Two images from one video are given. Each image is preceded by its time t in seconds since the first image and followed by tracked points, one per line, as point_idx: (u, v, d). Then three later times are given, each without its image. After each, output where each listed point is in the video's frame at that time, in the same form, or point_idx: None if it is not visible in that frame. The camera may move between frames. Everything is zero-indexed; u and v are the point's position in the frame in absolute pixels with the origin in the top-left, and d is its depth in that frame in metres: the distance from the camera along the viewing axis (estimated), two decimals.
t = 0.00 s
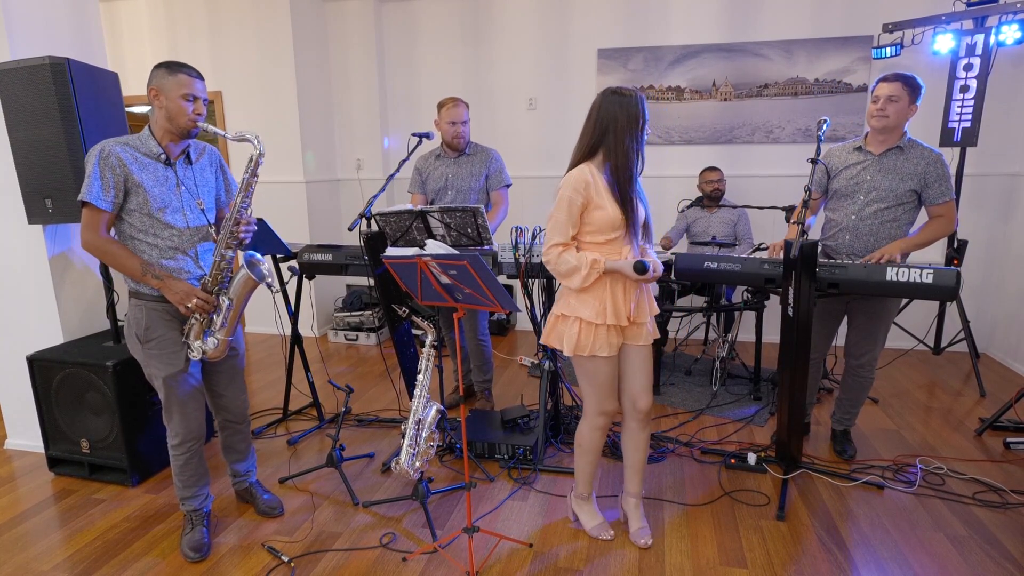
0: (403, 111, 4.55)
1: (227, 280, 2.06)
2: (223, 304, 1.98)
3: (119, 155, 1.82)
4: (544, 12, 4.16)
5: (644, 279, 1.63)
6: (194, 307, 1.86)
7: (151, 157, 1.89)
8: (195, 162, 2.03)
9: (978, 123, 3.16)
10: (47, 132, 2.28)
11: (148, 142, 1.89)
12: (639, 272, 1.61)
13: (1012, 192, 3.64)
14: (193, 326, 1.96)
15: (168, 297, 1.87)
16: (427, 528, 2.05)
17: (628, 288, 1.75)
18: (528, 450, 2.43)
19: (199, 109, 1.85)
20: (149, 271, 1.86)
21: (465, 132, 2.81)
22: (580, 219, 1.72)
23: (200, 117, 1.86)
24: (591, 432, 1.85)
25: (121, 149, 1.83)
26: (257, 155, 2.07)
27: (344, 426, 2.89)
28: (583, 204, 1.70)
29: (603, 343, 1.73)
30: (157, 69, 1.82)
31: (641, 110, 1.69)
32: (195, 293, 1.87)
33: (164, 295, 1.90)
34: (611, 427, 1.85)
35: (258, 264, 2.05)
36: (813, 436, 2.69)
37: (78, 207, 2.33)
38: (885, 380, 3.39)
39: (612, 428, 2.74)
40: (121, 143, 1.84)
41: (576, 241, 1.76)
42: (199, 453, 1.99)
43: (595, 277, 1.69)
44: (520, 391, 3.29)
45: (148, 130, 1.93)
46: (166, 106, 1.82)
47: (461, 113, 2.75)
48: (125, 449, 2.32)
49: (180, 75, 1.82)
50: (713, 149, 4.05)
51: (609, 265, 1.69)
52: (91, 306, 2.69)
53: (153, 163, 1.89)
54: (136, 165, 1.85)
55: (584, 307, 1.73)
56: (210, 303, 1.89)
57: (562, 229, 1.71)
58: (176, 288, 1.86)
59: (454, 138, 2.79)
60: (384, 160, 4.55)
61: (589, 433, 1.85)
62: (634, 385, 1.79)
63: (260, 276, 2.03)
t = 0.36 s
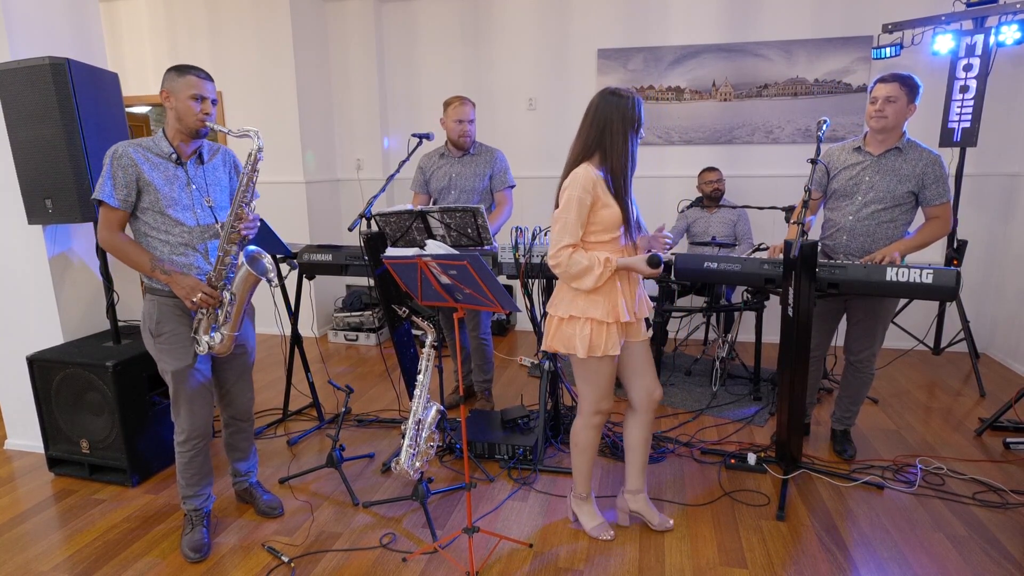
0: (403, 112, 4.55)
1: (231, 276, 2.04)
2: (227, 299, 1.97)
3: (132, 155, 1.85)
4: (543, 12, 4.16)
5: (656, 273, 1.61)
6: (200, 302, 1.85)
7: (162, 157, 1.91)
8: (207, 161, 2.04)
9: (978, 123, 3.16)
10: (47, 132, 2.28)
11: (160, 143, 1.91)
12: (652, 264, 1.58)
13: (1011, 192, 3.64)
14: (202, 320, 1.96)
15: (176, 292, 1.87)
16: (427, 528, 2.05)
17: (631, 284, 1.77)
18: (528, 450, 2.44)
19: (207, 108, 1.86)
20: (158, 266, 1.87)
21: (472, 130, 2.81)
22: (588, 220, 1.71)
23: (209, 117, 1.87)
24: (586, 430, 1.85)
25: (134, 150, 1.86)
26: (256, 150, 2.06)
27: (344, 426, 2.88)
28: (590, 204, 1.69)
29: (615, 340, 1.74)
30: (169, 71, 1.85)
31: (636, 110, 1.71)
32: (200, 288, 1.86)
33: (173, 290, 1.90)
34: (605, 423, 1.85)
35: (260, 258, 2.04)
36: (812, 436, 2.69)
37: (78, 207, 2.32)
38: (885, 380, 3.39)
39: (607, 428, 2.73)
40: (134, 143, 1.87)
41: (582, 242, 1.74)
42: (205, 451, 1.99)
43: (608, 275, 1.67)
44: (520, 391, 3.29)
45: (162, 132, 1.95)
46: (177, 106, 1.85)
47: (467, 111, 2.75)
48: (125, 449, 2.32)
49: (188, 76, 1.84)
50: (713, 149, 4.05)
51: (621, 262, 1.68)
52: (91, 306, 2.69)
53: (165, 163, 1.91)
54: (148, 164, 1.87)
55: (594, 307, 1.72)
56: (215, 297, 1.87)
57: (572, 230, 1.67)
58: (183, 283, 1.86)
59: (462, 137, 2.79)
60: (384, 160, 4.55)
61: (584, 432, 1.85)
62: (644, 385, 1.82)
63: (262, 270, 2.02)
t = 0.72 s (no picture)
0: (403, 112, 4.55)
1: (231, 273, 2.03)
2: (226, 296, 1.95)
3: (139, 157, 1.87)
4: (543, 12, 4.16)
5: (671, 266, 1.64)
6: (202, 297, 1.85)
7: (169, 158, 1.92)
8: (215, 161, 2.04)
9: (978, 123, 3.16)
10: (46, 132, 2.28)
11: (168, 144, 1.93)
12: (669, 258, 1.61)
13: (1011, 192, 3.64)
14: (206, 317, 1.96)
15: (180, 288, 1.88)
16: (427, 528, 2.05)
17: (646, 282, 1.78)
18: (528, 451, 2.44)
19: (208, 109, 1.87)
20: (164, 264, 1.88)
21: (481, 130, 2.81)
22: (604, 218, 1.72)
23: (211, 118, 1.87)
24: (595, 427, 1.85)
25: (142, 152, 1.88)
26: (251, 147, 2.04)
27: (344, 426, 2.88)
28: (607, 201, 1.70)
29: (631, 336, 1.74)
30: (173, 74, 1.86)
31: (647, 111, 1.71)
32: (201, 284, 1.87)
33: (177, 287, 1.91)
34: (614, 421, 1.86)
35: (259, 254, 2.01)
36: (812, 436, 2.69)
37: (78, 208, 2.32)
38: (885, 380, 3.39)
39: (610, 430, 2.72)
40: (141, 145, 1.89)
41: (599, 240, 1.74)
42: (207, 448, 1.98)
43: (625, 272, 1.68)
44: (520, 391, 3.29)
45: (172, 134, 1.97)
46: (180, 108, 1.86)
47: (477, 110, 2.75)
48: (125, 450, 2.32)
49: (190, 77, 1.85)
50: (713, 149, 4.05)
51: (638, 258, 1.69)
52: (91, 307, 2.69)
53: (172, 163, 1.92)
54: (155, 165, 1.89)
55: (610, 304, 1.73)
56: (214, 294, 1.87)
57: (589, 227, 1.68)
58: (185, 279, 1.86)
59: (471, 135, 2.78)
60: (384, 160, 4.55)
61: (593, 430, 1.85)
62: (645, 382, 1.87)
63: (258, 268, 1.99)
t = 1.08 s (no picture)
0: (403, 112, 4.55)
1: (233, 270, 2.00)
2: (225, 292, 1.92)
3: (146, 160, 1.89)
4: (543, 12, 4.17)
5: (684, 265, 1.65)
6: (202, 295, 1.86)
7: (175, 159, 1.93)
8: (222, 161, 2.03)
9: (977, 123, 3.16)
10: (46, 132, 2.28)
11: (174, 146, 1.94)
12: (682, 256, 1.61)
13: (1011, 192, 3.64)
14: (211, 314, 1.94)
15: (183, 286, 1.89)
16: (426, 528, 2.05)
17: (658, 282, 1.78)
18: (528, 451, 2.43)
19: (208, 109, 1.86)
20: (169, 263, 1.90)
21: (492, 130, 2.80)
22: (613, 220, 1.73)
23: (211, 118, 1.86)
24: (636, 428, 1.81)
25: (149, 155, 1.90)
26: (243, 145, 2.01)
27: (344, 426, 2.88)
28: (617, 203, 1.70)
29: (648, 333, 1.76)
30: (177, 77, 1.88)
31: (661, 112, 1.70)
32: (202, 283, 1.86)
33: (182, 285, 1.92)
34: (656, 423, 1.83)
35: (251, 249, 1.94)
36: (812, 436, 2.69)
37: (77, 208, 2.32)
38: (885, 380, 3.39)
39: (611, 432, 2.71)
40: (149, 148, 1.91)
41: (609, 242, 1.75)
42: (208, 446, 1.98)
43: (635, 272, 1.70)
44: (520, 391, 3.29)
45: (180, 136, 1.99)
46: (183, 110, 1.87)
47: (486, 108, 2.74)
48: (124, 450, 2.32)
49: (190, 79, 1.85)
50: (713, 149, 4.05)
51: (648, 259, 1.70)
52: (91, 306, 2.69)
53: (178, 165, 1.93)
54: (161, 168, 1.91)
55: (624, 302, 1.74)
56: (214, 293, 1.87)
57: (600, 228, 1.69)
58: (188, 277, 1.87)
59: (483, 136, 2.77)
60: (383, 160, 4.56)
61: (634, 430, 1.82)
62: (651, 394, 1.78)
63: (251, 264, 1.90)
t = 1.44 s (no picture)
0: (402, 112, 4.55)
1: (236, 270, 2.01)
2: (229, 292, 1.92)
3: (155, 160, 1.90)
4: (543, 12, 4.16)
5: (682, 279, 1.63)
6: (204, 295, 1.86)
7: (183, 160, 1.94)
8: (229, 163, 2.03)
9: (977, 123, 3.16)
10: (45, 133, 2.28)
11: (183, 147, 1.95)
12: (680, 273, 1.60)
13: (1011, 193, 3.64)
14: (214, 312, 1.94)
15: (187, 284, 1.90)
16: (426, 529, 2.05)
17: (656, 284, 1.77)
18: (528, 451, 2.43)
19: (217, 111, 1.87)
20: (175, 262, 1.90)
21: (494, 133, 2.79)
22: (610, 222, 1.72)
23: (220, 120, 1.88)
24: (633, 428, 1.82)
25: (158, 156, 1.91)
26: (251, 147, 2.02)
27: (344, 427, 2.88)
28: (615, 205, 1.70)
29: (642, 335, 1.75)
30: (188, 81, 1.89)
31: (663, 115, 1.70)
32: (205, 282, 1.87)
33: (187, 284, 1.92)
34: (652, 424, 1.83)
35: (252, 248, 1.93)
36: (812, 436, 2.69)
37: (77, 209, 2.32)
38: (885, 380, 3.39)
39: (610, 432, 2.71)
40: (159, 149, 1.92)
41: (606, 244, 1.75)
42: (208, 445, 1.98)
43: (631, 274, 1.69)
44: (520, 392, 3.29)
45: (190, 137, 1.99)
46: (193, 112, 1.88)
47: (488, 112, 2.73)
48: (124, 450, 2.32)
49: (201, 82, 1.87)
50: (713, 149, 4.05)
51: (644, 261, 1.69)
52: (91, 307, 2.68)
53: (186, 165, 1.94)
54: (170, 168, 1.91)
55: (620, 303, 1.74)
56: (216, 292, 1.88)
57: (596, 229, 1.69)
58: (192, 275, 1.87)
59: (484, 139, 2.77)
60: (383, 160, 4.56)
61: (625, 428, 1.83)
62: (644, 395, 1.78)
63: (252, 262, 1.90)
